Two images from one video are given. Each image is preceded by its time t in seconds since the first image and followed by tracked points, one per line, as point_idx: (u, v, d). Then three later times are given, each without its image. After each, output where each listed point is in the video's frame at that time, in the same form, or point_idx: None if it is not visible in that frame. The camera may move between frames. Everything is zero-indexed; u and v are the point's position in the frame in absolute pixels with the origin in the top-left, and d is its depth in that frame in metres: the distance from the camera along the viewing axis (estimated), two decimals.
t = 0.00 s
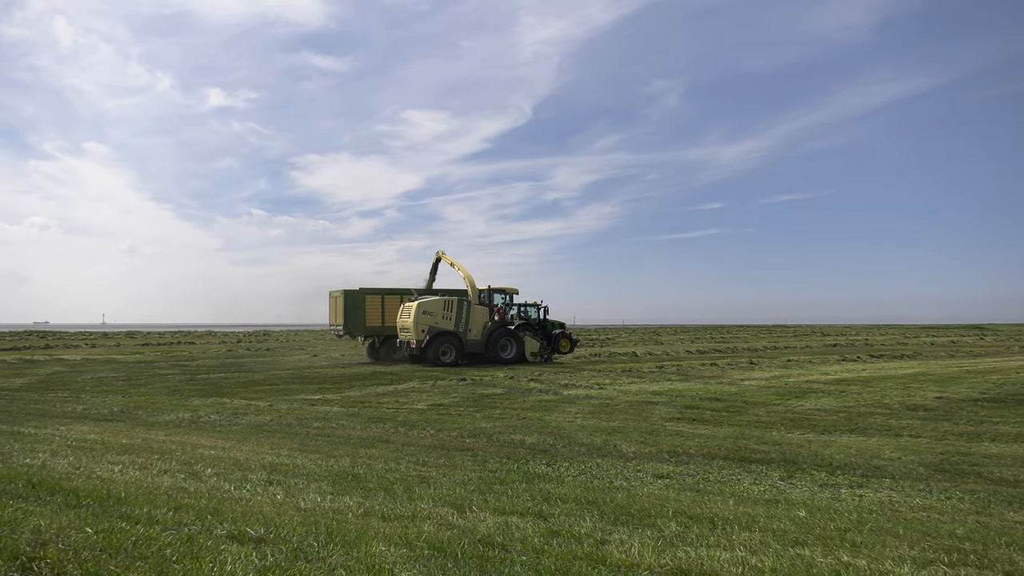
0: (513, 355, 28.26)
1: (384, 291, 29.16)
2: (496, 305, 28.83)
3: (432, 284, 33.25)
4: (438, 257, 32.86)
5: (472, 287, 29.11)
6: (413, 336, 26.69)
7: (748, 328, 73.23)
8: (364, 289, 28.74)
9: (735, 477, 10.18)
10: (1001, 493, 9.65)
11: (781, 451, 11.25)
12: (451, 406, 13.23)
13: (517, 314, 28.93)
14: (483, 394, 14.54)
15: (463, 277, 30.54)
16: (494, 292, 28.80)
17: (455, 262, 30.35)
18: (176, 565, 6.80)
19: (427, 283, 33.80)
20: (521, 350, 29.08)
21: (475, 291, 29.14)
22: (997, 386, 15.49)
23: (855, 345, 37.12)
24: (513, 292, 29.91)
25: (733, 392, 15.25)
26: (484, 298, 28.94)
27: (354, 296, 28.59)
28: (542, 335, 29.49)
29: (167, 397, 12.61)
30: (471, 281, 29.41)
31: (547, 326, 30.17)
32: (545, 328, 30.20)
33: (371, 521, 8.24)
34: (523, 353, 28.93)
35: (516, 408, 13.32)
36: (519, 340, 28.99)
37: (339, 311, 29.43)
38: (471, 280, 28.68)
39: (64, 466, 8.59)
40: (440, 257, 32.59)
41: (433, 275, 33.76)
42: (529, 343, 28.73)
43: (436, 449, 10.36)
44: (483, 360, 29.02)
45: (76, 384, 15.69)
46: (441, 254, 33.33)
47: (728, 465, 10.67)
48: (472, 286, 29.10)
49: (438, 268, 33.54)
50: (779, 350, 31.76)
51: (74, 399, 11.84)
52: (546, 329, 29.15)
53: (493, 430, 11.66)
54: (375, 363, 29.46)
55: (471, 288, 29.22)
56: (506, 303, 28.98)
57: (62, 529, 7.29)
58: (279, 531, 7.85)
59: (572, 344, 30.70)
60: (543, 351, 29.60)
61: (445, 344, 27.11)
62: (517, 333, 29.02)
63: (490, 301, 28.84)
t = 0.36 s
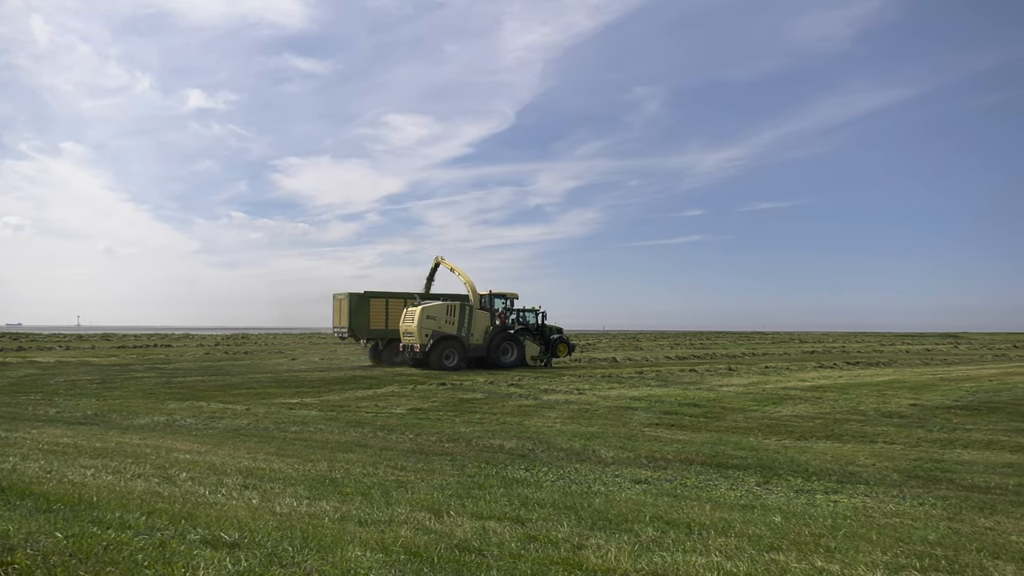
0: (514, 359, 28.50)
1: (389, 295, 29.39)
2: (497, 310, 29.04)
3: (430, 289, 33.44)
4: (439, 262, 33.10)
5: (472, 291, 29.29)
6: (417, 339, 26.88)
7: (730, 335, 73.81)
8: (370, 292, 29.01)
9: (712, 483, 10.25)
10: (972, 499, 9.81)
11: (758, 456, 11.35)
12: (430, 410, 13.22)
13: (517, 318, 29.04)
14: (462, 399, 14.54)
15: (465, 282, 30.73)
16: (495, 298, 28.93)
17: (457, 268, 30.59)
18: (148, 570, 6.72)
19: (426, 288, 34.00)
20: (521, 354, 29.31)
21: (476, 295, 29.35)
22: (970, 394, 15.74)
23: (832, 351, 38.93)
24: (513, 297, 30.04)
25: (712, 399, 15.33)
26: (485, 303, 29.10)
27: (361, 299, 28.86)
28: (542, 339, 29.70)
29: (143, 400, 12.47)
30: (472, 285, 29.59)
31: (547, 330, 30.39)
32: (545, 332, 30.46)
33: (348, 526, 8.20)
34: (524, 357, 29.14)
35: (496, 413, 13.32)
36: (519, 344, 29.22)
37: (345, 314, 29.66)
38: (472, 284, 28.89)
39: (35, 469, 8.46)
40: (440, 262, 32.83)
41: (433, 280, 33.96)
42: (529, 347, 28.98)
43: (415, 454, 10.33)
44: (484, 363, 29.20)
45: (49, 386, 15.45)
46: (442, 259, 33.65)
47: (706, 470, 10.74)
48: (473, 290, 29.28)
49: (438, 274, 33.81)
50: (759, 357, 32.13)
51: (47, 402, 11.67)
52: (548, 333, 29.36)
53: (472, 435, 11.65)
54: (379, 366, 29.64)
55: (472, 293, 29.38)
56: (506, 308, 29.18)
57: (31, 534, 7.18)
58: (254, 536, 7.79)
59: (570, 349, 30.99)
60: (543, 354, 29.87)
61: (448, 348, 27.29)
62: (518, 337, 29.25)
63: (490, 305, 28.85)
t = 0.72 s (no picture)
0: (514, 358, 28.80)
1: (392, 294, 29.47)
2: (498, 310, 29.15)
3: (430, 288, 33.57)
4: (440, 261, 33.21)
5: (472, 291, 29.41)
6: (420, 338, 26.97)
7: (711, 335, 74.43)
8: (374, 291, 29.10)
9: (690, 482, 10.33)
10: (944, 498, 9.97)
11: (735, 456, 11.46)
12: (410, 409, 13.20)
13: (517, 318, 29.21)
14: (442, 398, 14.53)
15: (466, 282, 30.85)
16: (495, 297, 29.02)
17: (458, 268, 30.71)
18: (120, 570, 6.64)
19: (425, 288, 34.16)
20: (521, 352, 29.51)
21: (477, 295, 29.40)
22: (942, 394, 16.00)
23: (809, 352, 40.25)
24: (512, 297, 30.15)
25: (691, 398, 15.44)
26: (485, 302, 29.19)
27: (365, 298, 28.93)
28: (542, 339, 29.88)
29: (118, 399, 12.32)
30: (473, 285, 29.68)
31: (545, 330, 30.59)
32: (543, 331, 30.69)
33: (325, 525, 8.16)
34: (524, 355, 29.45)
35: (475, 412, 13.31)
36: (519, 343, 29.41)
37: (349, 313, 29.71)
38: (473, 284, 29.00)
39: (5, 469, 8.33)
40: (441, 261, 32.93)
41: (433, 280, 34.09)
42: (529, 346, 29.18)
43: (394, 453, 10.31)
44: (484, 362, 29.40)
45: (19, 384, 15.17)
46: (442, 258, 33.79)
47: (684, 469, 10.82)
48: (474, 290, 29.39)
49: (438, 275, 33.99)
50: (737, 358, 32.50)
51: (18, 401, 11.49)
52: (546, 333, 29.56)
53: (451, 434, 11.65)
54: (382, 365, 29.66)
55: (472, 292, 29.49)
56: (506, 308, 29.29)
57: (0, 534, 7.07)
58: (229, 535, 7.73)
59: (567, 349, 31.00)
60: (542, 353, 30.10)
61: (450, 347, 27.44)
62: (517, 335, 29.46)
63: (490, 305, 28.93)
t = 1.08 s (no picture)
0: (513, 355, 28.91)
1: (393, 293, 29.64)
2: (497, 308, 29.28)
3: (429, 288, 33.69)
4: (440, 261, 33.38)
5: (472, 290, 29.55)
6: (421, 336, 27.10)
7: (692, 333, 75.04)
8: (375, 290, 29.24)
9: (668, 478, 10.41)
10: (917, 494, 10.13)
11: (713, 453, 11.57)
12: (389, 407, 13.18)
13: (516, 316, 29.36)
14: (422, 396, 14.52)
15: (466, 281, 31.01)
16: (494, 296, 29.15)
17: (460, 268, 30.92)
18: (92, 570, 6.57)
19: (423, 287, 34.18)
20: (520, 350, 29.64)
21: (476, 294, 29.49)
22: (916, 392, 16.27)
23: (787, 350, 40.72)
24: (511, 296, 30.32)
25: (669, 396, 15.56)
26: (484, 301, 29.29)
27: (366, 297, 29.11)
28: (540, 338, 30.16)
29: (92, 397, 12.17)
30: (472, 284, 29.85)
31: (543, 329, 30.84)
32: (541, 329, 30.86)
33: (302, 524, 8.13)
34: (523, 353, 29.57)
35: (455, 410, 13.32)
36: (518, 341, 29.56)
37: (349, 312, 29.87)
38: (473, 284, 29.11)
39: None
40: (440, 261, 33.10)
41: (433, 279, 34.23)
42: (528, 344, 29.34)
43: (372, 451, 10.29)
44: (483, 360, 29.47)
45: None
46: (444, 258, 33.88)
47: (662, 466, 10.90)
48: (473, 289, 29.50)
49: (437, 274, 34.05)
50: (717, 356, 32.87)
51: None
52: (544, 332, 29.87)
53: (431, 432, 11.65)
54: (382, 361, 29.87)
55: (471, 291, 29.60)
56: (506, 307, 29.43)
57: None
58: (205, 535, 7.67)
59: (563, 346, 31.51)
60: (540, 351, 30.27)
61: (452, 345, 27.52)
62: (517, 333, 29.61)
63: (490, 303, 29.08)
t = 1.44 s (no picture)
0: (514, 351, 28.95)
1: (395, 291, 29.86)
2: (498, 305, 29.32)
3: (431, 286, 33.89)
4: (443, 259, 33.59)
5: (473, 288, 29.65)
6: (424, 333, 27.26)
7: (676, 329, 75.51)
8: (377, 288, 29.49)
9: (649, 473, 10.48)
10: (895, 487, 10.28)
11: (694, 448, 11.66)
12: (371, 405, 13.14)
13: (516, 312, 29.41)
14: (405, 393, 14.50)
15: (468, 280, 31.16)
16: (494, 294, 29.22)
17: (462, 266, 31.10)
18: (68, 571, 6.50)
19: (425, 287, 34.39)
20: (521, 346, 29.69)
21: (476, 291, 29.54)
22: (894, 386, 16.51)
23: (767, 345, 41.14)
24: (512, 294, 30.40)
25: (651, 392, 15.65)
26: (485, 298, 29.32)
27: (368, 295, 29.35)
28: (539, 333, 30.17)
29: (70, 396, 12.03)
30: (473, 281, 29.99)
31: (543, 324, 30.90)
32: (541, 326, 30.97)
33: (283, 522, 8.10)
34: (524, 349, 29.61)
35: (437, 407, 13.32)
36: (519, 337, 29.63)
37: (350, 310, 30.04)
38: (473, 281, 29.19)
39: None
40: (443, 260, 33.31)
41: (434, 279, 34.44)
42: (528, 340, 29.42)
43: (354, 449, 10.27)
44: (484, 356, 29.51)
45: None
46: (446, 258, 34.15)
47: (644, 461, 10.98)
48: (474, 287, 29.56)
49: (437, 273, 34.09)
50: (700, 350, 33.16)
51: None
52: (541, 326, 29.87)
53: (413, 429, 11.65)
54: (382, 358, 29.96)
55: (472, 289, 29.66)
56: (506, 304, 29.48)
57: None
58: (184, 534, 7.62)
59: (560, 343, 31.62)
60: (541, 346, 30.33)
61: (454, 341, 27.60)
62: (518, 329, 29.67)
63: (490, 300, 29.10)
